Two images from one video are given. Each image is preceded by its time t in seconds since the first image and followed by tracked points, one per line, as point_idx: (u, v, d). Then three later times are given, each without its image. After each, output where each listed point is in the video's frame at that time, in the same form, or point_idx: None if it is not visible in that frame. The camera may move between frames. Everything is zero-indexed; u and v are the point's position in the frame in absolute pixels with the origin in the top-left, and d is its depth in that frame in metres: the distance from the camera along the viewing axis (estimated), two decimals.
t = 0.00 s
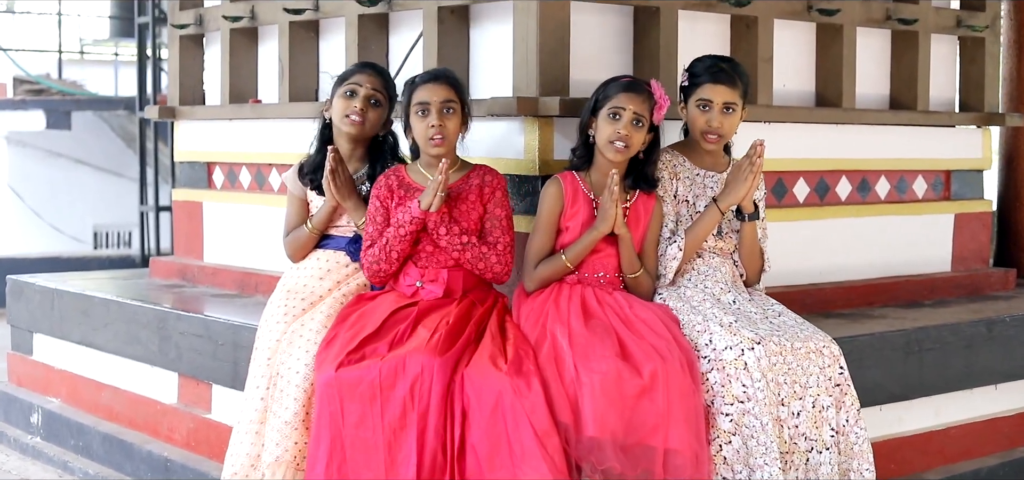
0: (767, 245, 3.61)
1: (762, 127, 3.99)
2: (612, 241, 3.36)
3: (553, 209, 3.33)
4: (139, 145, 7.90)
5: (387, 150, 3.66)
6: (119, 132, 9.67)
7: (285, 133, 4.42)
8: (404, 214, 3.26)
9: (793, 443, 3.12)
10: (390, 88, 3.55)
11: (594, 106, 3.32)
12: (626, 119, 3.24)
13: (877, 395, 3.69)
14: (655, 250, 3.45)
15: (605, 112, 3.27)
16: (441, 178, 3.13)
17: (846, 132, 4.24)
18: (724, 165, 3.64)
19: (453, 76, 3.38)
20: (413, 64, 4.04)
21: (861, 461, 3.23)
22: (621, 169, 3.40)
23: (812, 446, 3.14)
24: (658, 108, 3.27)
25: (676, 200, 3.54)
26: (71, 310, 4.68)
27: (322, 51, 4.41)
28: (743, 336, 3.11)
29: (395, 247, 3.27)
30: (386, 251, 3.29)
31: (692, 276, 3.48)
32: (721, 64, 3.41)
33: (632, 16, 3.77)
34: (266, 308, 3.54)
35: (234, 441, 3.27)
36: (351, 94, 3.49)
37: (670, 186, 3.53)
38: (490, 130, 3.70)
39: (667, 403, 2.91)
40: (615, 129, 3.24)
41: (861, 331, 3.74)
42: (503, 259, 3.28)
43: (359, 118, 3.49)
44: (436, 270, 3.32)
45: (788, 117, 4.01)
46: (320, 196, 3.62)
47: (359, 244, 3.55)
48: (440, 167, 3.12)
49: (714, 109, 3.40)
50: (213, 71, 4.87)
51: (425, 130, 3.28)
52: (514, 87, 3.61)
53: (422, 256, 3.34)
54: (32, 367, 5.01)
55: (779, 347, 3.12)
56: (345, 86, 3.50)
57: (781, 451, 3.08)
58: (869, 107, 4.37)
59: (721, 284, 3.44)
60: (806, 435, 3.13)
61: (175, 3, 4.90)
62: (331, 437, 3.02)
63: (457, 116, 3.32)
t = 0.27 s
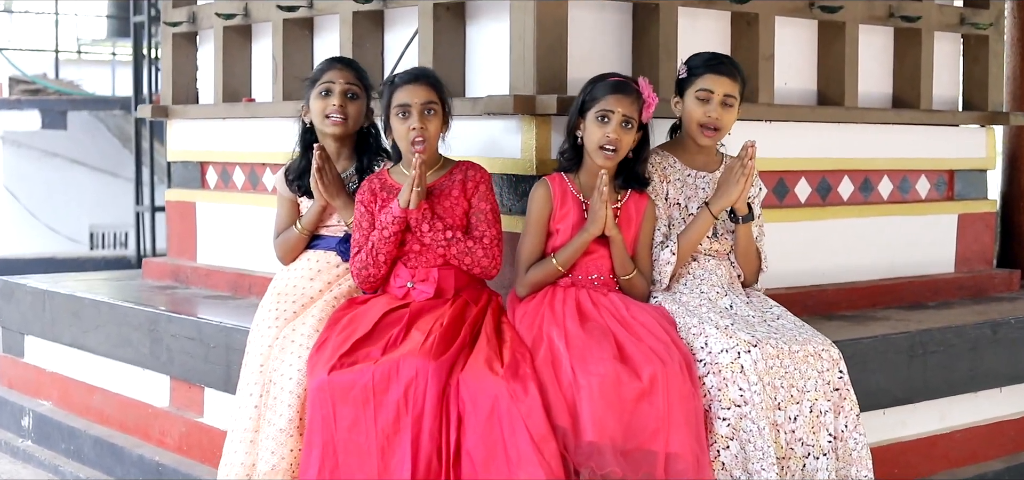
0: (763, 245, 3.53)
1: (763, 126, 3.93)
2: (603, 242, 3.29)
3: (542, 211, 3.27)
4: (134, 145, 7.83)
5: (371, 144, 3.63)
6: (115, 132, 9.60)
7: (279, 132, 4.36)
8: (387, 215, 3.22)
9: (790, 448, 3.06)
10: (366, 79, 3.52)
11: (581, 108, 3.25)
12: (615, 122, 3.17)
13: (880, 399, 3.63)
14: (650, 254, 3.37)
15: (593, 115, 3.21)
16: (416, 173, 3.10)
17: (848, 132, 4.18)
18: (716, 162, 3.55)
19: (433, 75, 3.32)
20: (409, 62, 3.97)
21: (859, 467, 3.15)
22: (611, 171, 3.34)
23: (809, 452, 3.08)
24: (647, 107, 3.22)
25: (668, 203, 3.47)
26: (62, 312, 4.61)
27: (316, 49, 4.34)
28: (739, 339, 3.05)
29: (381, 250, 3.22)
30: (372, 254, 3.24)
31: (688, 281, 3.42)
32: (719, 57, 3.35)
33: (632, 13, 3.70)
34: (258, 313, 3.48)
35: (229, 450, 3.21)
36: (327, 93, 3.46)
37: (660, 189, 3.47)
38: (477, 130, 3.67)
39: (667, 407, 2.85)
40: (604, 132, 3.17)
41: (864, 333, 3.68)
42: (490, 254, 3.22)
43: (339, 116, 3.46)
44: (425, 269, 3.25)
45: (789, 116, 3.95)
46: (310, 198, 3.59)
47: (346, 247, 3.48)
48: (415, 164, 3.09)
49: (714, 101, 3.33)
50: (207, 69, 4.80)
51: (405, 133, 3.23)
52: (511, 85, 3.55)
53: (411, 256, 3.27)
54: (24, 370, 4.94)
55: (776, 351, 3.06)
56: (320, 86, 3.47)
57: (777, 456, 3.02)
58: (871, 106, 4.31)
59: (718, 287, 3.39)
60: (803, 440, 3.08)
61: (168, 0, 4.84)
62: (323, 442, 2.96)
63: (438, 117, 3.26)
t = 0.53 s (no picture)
0: (762, 245, 3.47)
1: (767, 127, 3.88)
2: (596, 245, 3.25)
3: (531, 221, 3.22)
4: (132, 145, 7.77)
5: (356, 134, 3.57)
6: (114, 133, 9.53)
7: (276, 133, 4.30)
8: (379, 215, 3.18)
9: (791, 455, 3.01)
10: (325, 71, 3.44)
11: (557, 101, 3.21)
12: (593, 110, 3.14)
13: (886, 404, 3.57)
14: (646, 252, 3.32)
15: (569, 107, 3.17)
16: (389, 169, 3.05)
17: (853, 132, 4.13)
18: (710, 162, 3.49)
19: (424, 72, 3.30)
20: (408, 62, 3.92)
21: (864, 474, 3.08)
22: (597, 167, 3.29)
23: (811, 458, 3.03)
24: (621, 91, 3.21)
25: (663, 209, 3.41)
26: (57, 315, 4.55)
27: (314, 48, 4.29)
28: (740, 343, 2.99)
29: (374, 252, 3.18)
30: (367, 257, 3.19)
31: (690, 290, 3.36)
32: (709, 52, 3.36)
33: (634, 11, 3.65)
34: (254, 316, 3.43)
35: (229, 459, 3.14)
36: (293, 99, 3.43)
37: (655, 195, 3.40)
38: (473, 131, 3.63)
39: (671, 414, 2.80)
40: (584, 122, 3.14)
41: (869, 337, 3.63)
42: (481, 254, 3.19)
43: (309, 117, 3.43)
44: (421, 271, 3.20)
45: (793, 116, 3.89)
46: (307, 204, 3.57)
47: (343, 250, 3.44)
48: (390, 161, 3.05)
49: (717, 93, 3.31)
50: (204, 69, 4.75)
51: (396, 130, 3.20)
52: (511, 85, 3.50)
53: (406, 258, 3.23)
54: (18, 373, 4.88)
55: (778, 356, 3.00)
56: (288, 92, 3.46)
57: (778, 463, 2.97)
58: (876, 107, 4.25)
59: (719, 294, 3.34)
60: (805, 447, 3.02)
61: None
62: (320, 448, 2.90)
63: (428, 114, 3.22)
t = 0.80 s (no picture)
0: (761, 242, 3.39)
1: (772, 128, 3.82)
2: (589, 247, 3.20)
3: (520, 230, 3.18)
4: (131, 146, 7.72)
5: (351, 131, 3.51)
6: (112, 134, 9.47)
7: (274, 133, 4.25)
8: (377, 217, 3.14)
9: (797, 462, 2.94)
10: (314, 72, 3.37)
11: (531, 107, 3.17)
12: (567, 115, 3.09)
13: (894, 409, 3.52)
14: (641, 250, 3.25)
15: (545, 113, 3.12)
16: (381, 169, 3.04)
17: (858, 133, 4.07)
18: (698, 163, 3.43)
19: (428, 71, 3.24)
20: (407, 62, 3.86)
21: None
22: (581, 170, 3.24)
23: (818, 466, 2.95)
24: (593, 88, 3.13)
25: (655, 217, 3.35)
26: (53, 318, 4.50)
27: (313, 48, 4.23)
28: (745, 349, 2.94)
29: (374, 256, 3.13)
30: (366, 262, 3.14)
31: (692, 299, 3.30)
32: (677, 52, 3.29)
33: (637, 11, 3.59)
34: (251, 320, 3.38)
35: (221, 464, 3.08)
36: (287, 105, 3.38)
37: (645, 203, 3.34)
38: (476, 133, 3.57)
39: (676, 420, 2.74)
40: (560, 128, 3.09)
41: (876, 341, 3.57)
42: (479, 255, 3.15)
43: (307, 121, 3.38)
44: (421, 275, 3.14)
45: (799, 117, 3.84)
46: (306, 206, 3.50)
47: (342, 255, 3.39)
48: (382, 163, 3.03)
49: (692, 94, 3.24)
50: (201, 69, 4.69)
51: (392, 129, 3.15)
52: (512, 85, 3.44)
53: (405, 262, 3.17)
54: (14, 377, 4.83)
55: (784, 362, 2.95)
56: (280, 99, 3.41)
57: (785, 471, 2.91)
58: (882, 107, 4.20)
59: (720, 298, 3.27)
60: (812, 454, 2.95)
61: None
62: (317, 456, 2.84)
63: (428, 115, 3.17)
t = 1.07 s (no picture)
0: (759, 242, 3.31)
1: (776, 127, 3.76)
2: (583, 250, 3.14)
3: (512, 237, 3.12)
4: (128, 145, 7.65)
5: (347, 132, 3.45)
6: (109, 133, 9.43)
7: (270, 133, 4.18)
8: (384, 219, 3.08)
9: (801, 468, 2.84)
10: (307, 78, 3.30)
11: (514, 116, 3.10)
12: (551, 125, 3.02)
13: (901, 414, 3.46)
14: (637, 251, 3.18)
15: (529, 123, 3.05)
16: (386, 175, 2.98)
17: (864, 133, 4.01)
18: (692, 164, 3.36)
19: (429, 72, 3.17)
20: (406, 60, 3.79)
21: None
22: (569, 176, 3.15)
23: (823, 472, 2.86)
24: (579, 94, 3.04)
25: (649, 221, 3.29)
26: (46, 321, 4.43)
27: (310, 47, 4.17)
28: (744, 354, 2.84)
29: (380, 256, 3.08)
30: (370, 264, 3.10)
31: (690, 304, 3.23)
32: (659, 53, 3.22)
33: (639, 8, 3.53)
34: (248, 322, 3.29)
35: (217, 469, 3.01)
36: (283, 116, 3.32)
37: (638, 208, 3.28)
38: (478, 133, 3.50)
39: (680, 426, 2.68)
40: (546, 139, 3.02)
41: (883, 345, 3.51)
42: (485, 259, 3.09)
43: (305, 132, 3.32)
44: (424, 279, 3.10)
45: (804, 117, 3.77)
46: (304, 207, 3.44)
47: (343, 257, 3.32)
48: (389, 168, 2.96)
49: (672, 96, 3.17)
50: (197, 68, 4.63)
51: (397, 133, 3.08)
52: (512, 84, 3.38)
53: (409, 265, 3.12)
54: (8, 380, 4.76)
55: (785, 366, 2.85)
56: (275, 111, 3.34)
57: (787, 477, 2.80)
58: (888, 106, 4.13)
59: (720, 300, 3.20)
60: (815, 460, 2.85)
61: None
62: (315, 463, 2.78)
63: (432, 116, 3.11)
